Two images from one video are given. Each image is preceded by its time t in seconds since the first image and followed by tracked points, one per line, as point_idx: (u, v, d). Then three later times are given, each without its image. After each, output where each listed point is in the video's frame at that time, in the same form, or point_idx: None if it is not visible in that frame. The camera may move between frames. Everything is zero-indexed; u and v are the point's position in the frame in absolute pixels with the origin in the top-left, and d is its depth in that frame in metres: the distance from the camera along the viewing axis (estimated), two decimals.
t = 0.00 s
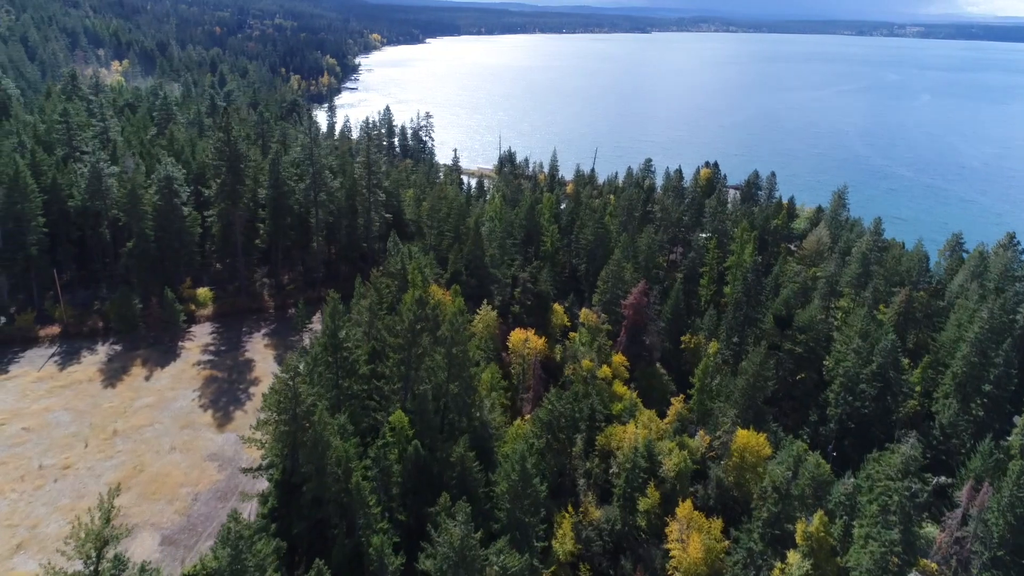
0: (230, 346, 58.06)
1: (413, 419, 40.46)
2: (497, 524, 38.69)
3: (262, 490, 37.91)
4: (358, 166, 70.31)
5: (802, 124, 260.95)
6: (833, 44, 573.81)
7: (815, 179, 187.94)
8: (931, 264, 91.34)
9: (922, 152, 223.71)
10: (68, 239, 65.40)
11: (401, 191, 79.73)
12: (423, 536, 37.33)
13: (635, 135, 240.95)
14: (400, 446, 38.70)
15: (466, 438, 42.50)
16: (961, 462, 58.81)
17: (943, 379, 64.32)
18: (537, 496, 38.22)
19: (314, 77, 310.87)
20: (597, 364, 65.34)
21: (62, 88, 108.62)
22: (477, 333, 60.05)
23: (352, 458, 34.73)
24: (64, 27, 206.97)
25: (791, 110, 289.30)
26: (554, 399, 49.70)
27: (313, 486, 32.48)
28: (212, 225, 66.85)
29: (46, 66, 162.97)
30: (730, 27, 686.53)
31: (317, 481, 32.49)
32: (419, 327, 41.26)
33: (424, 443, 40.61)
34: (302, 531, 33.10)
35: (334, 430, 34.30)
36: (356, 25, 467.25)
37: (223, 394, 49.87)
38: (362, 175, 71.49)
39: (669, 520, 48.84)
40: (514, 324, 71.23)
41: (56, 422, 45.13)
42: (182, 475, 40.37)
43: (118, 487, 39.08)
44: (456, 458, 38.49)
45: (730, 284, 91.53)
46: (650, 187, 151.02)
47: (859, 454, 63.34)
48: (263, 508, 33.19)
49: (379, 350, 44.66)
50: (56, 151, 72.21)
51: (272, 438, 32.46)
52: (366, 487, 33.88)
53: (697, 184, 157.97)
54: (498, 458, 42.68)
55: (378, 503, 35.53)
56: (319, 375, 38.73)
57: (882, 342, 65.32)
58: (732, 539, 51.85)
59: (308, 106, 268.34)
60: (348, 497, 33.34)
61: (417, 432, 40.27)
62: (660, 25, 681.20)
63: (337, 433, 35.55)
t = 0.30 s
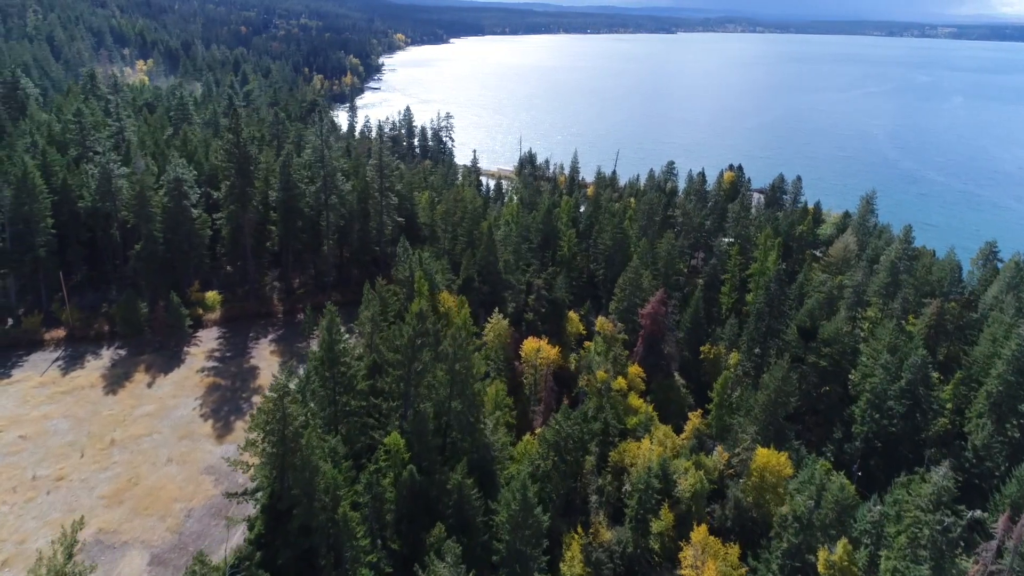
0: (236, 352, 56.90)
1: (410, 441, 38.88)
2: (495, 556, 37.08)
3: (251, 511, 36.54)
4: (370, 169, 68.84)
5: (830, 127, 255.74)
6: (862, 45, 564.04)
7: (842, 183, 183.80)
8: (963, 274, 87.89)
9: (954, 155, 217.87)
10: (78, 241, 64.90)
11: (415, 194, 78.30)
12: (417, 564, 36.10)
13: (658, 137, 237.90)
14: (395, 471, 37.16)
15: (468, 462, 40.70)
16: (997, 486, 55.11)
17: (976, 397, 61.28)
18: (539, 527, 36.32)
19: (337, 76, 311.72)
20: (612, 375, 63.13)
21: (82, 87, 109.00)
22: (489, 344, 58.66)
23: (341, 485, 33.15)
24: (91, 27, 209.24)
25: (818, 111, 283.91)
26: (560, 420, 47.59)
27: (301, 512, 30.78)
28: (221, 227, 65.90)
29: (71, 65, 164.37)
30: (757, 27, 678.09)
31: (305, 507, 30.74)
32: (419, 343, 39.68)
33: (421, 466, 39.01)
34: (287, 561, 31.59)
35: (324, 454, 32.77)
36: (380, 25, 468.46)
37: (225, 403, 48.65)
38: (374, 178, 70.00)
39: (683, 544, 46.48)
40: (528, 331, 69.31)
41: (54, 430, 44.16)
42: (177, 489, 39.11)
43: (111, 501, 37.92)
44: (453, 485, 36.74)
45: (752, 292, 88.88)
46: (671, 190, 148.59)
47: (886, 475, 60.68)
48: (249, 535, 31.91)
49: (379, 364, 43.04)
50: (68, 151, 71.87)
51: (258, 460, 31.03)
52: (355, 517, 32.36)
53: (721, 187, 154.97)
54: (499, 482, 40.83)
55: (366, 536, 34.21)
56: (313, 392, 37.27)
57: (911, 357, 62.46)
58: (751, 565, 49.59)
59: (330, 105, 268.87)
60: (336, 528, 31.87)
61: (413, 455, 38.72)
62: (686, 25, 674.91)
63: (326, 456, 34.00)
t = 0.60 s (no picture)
0: (238, 359, 55.77)
1: (402, 464, 37.22)
2: None
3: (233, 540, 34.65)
4: (379, 172, 67.32)
5: (855, 129, 250.84)
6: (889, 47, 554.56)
7: (866, 188, 179.81)
8: (994, 285, 84.57)
9: (984, 159, 212.38)
10: (85, 243, 64.11)
11: (426, 197, 76.75)
12: None
13: (679, 139, 234.84)
14: (385, 497, 35.58)
15: (466, 487, 39.31)
16: None
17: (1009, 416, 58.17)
18: (537, 560, 34.55)
19: (357, 77, 312.08)
20: (624, 388, 60.96)
21: (99, 87, 109.10)
22: (498, 356, 57.42)
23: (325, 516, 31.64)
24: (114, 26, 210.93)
25: (844, 114, 278.77)
26: (565, 443, 43.75)
27: (282, 543, 29.57)
28: (228, 230, 64.80)
29: (92, 65, 165.35)
30: (782, 28, 669.78)
31: (286, 538, 29.57)
32: (416, 361, 37.89)
33: (413, 491, 37.48)
34: None
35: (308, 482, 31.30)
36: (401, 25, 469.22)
37: (224, 414, 47.39)
38: (383, 181, 68.71)
39: (696, 569, 44.11)
40: (539, 340, 67.33)
41: (48, 439, 43.11)
42: (168, 505, 37.82)
43: (99, 517, 36.74)
44: (444, 515, 35.11)
45: (773, 301, 86.26)
46: (691, 195, 146.17)
47: (911, 496, 57.62)
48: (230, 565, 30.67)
49: (374, 379, 41.25)
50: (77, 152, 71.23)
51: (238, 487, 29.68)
52: (337, 551, 30.91)
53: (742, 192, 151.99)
54: (498, 509, 39.48)
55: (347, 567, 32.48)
56: (302, 410, 35.71)
57: (939, 374, 59.54)
58: None
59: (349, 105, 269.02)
60: (317, 564, 30.12)
61: (404, 481, 37.14)
62: (709, 26, 668.44)
63: (311, 483, 32.55)
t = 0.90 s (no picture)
0: (231, 368, 54.48)
1: (385, 492, 35.61)
2: None
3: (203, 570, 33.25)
4: (380, 174, 65.59)
5: (871, 131, 246.93)
6: (907, 47, 547.49)
7: (882, 191, 176.49)
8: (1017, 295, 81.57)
9: (1004, 163, 208.01)
10: (80, 247, 63.01)
11: (428, 201, 74.97)
12: None
13: (691, 141, 231.99)
14: (364, 529, 34.15)
15: (455, 513, 37.48)
16: None
17: None
18: None
19: (369, 76, 311.30)
20: (629, 401, 58.88)
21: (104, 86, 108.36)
22: (499, 367, 55.21)
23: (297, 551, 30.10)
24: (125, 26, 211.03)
25: (860, 115, 274.67)
26: (560, 467, 40.98)
27: None
28: (225, 234, 63.45)
29: (101, 64, 165.11)
30: (799, 29, 663.13)
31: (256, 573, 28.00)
32: (401, 378, 36.13)
33: (395, 521, 35.91)
34: None
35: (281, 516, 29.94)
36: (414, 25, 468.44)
37: (212, 427, 46.03)
38: (384, 185, 66.99)
39: None
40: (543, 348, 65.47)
41: (29, 453, 42.07)
42: (146, 526, 36.72)
43: (75, 538, 35.73)
44: (426, 550, 33.17)
45: (785, 309, 83.81)
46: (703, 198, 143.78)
47: (927, 517, 55.40)
48: None
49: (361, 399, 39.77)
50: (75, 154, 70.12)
51: (207, 519, 28.40)
52: None
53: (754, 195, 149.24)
54: (487, 540, 37.44)
55: None
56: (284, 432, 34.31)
57: (959, 389, 56.90)
58: None
59: (360, 106, 268.44)
60: None
61: (386, 511, 35.52)
62: (723, 27, 663.32)
63: (283, 517, 31.53)
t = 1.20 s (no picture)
0: (219, 378, 52.98)
1: (356, 526, 33.86)
2: None
3: None
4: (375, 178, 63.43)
5: (882, 133, 243.63)
6: (919, 48, 541.99)
7: (894, 194, 173.54)
8: None
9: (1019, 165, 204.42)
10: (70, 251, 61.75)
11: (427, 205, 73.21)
12: None
13: (700, 142, 229.36)
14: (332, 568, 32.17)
15: (438, 546, 35.84)
16: None
17: None
18: None
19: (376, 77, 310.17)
20: (630, 414, 57.08)
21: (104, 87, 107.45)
22: (495, 379, 53.12)
23: None
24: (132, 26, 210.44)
25: (871, 117, 271.35)
26: (549, 494, 36.64)
27: None
28: (217, 239, 61.87)
29: (107, 63, 164.63)
30: (810, 29, 658.04)
31: None
32: (381, 401, 34.64)
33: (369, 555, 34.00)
34: None
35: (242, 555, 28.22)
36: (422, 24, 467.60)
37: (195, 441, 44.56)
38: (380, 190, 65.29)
39: None
40: (544, 357, 63.72)
41: (5, 467, 40.82)
42: (119, 548, 35.41)
43: (45, 561, 34.48)
44: None
45: (795, 317, 81.43)
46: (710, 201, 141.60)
47: (940, 537, 53.33)
48: None
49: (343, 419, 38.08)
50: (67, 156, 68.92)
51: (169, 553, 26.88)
52: None
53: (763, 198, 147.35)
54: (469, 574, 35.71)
55: None
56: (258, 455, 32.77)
57: (974, 405, 54.49)
58: None
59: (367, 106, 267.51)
60: None
61: (358, 548, 33.75)
62: (733, 28, 659.10)
63: (251, 552, 29.71)
